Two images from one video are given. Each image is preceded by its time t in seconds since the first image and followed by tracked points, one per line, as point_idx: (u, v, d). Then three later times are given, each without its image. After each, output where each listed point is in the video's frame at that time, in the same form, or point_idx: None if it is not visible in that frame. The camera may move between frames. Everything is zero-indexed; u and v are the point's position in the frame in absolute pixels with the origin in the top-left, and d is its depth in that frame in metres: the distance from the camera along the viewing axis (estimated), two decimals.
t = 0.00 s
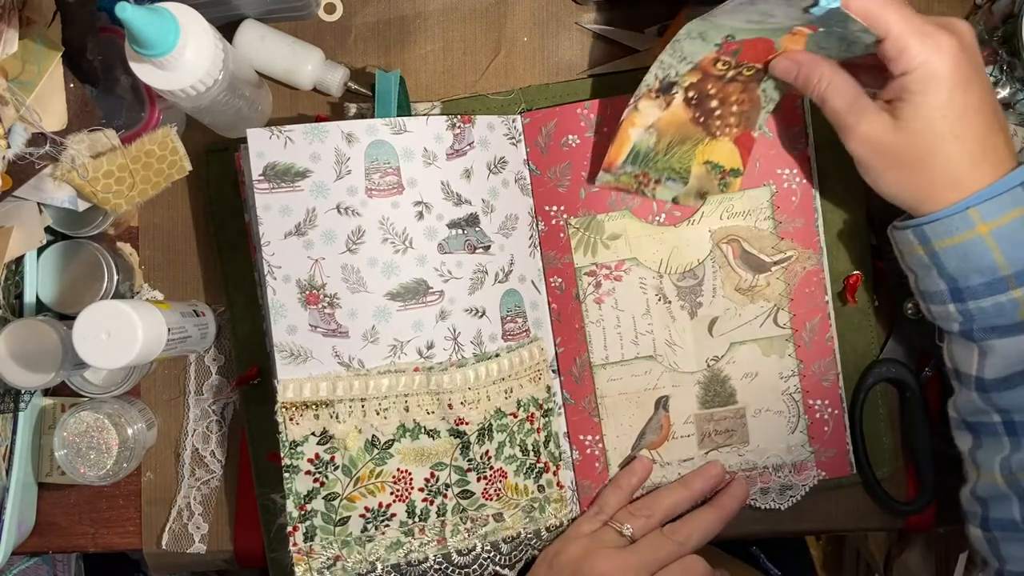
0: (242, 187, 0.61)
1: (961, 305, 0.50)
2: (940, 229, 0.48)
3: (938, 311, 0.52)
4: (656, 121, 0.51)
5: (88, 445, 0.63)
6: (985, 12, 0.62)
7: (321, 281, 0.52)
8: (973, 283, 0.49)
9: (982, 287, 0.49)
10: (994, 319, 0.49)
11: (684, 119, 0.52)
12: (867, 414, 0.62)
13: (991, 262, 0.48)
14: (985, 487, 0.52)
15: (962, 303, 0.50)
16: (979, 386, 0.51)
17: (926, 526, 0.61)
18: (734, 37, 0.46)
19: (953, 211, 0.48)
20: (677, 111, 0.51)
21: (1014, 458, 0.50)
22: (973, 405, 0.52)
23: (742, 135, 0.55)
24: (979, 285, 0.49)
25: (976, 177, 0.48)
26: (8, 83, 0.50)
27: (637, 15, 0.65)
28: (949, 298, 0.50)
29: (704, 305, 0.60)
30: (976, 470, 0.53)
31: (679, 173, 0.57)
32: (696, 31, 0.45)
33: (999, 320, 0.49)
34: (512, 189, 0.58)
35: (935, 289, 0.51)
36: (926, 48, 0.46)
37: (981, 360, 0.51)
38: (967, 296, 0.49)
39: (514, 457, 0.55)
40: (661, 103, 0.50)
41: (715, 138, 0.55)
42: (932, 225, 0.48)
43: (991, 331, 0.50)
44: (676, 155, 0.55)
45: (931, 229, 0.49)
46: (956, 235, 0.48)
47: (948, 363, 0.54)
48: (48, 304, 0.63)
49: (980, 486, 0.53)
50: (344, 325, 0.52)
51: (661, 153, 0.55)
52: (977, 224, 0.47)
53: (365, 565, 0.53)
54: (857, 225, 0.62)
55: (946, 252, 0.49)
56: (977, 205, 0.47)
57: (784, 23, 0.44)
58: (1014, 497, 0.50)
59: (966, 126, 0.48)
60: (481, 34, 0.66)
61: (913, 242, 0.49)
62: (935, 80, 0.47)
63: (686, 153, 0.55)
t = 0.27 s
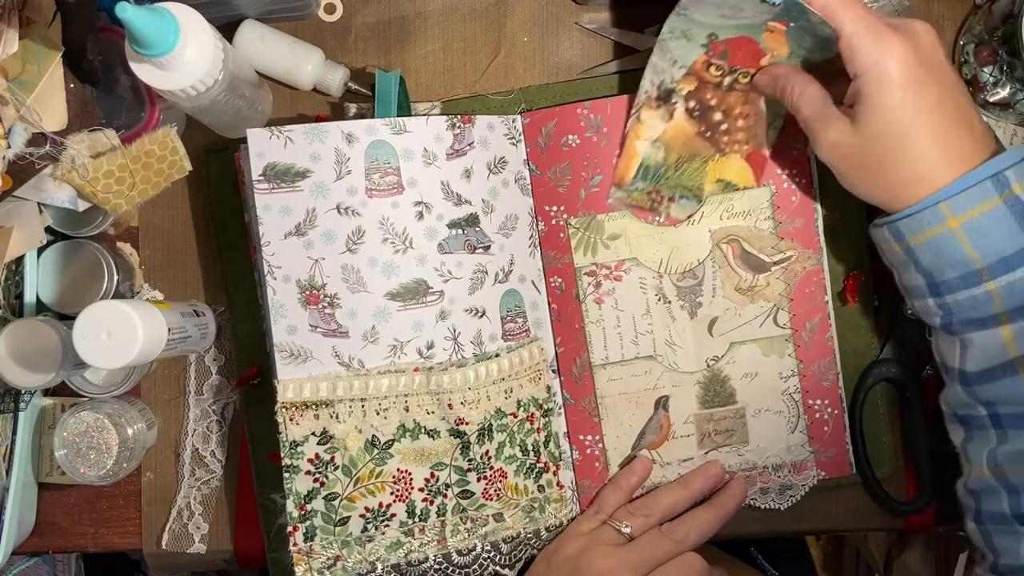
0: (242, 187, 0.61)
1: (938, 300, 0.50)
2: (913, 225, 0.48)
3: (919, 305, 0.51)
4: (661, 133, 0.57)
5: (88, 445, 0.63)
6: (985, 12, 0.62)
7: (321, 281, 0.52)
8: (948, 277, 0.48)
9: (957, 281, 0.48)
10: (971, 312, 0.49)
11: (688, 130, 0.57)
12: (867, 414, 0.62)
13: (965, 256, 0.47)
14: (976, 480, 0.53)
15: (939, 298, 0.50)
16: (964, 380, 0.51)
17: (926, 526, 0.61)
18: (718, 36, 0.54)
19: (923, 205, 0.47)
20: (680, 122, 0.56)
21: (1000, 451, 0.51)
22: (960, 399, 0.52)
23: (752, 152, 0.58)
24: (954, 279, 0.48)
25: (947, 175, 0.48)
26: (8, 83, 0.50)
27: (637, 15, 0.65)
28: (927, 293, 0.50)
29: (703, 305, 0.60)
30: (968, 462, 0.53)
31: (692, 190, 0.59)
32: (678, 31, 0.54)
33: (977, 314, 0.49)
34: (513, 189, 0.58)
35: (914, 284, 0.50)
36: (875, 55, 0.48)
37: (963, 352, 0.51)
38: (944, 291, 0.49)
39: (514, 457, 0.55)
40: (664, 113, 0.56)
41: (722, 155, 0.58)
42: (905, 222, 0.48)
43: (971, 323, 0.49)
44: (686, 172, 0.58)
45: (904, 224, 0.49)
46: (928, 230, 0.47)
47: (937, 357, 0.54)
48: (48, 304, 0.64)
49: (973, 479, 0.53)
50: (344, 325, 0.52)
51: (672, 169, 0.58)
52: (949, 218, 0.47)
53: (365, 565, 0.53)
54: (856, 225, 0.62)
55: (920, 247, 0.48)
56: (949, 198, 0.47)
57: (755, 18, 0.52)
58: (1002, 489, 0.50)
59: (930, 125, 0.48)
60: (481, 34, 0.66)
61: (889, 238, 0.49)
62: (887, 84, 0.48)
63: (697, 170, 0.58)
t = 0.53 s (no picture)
0: (243, 187, 0.61)
1: (930, 319, 0.48)
2: (900, 247, 0.45)
3: (911, 323, 0.49)
4: (666, 138, 0.57)
5: (88, 445, 0.63)
6: (985, 12, 0.62)
7: (321, 281, 0.52)
8: (939, 297, 0.46)
9: (948, 302, 0.46)
10: (964, 332, 0.47)
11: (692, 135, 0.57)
12: (867, 414, 0.62)
13: (956, 278, 0.45)
14: (974, 495, 0.52)
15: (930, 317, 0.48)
16: (959, 398, 0.50)
17: (926, 526, 0.61)
18: (710, 50, 0.50)
19: (909, 227, 0.45)
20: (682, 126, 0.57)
21: (997, 469, 0.50)
22: (956, 416, 0.51)
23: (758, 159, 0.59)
24: (944, 299, 0.46)
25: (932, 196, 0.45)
26: (8, 83, 0.50)
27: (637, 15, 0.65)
28: (918, 312, 0.48)
29: (704, 305, 0.60)
30: (966, 476, 0.53)
31: (695, 194, 0.59)
32: (673, 41, 0.52)
33: (970, 334, 0.47)
34: (513, 189, 0.58)
35: (905, 303, 0.48)
36: (849, 75, 0.44)
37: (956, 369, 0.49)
38: (935, 311, 0.47)
39: (514, 457, 0.55)
40: (666, 117, 0.57)
41: (728, 160, 0.58)
42: (893, 244, 0.46)
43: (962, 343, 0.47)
44: (691, 177, 0.59)
45: (892, 247, 0.46)
46: (916, 253, 0.45)
47: (932, 371, 0.52)
48: (48, 304, 0.64)
49: (972, 493, 0.52)
50: (344, 325, 0.52)
51: (675, 173, 0.59)
52: (937, 240, 0.44)
53: (365, 565, 0.53)
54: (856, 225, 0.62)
55: (908, 268, 0.46)
56: (938, 222, 0.44)
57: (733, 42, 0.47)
58: (1000, 506, 0.49)
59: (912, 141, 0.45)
60: (481, 34, 0.66)
61: (877, 259, 0.47)
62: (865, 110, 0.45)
63: (702, 174, 0.59)
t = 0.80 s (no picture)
0: (242, 187, 0.61)
1: (915, 312, 0.50)
2: (882, 237, 0.48)
3: (897, 317, 0.51)
4: (665, 138, 0.56)
5: (88, 445, 0.63)
6: (985, 12, 0.62)
7: (321, 281, 0.52)
8: (921, 287, 0.48)
9: (930, 292, 0.48)
10: (946, 322, 0.49)
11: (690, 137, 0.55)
12: (867, 414, 0.62)
13: (937, 267, 0.47)
14: (959, 488, 0.53)
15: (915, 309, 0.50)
16: (942, 389, 0.51)
17: (926, 526, 0.61)
18: (710, 58, 0.47)
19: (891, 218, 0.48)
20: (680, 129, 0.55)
21: (981, 459, 0.51)
22: (940, 407, 0.53)
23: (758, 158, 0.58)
24: (926, 289, 0.48)
25: (908, 189, 0.48)
26: (8, 83, 0.50)
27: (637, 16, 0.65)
28: (902, 305, 0.50)
29: (703, 305, 0.60)
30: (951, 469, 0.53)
31: (694, 194, 0.59)
32: (672, 48, 0.48)
33: (952, 324, 0.49)
34: (512, 189, 0.58)
35: (889, 296, 0.51)
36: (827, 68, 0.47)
37: (939, 360, 0.50)
38: (919, 301, 0.49)
39: (514, 457, 0.55)
40: (664, 119, 0.55)
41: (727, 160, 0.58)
42: (876, 234, 0.49)
43: (945, 334, 0.49)
44: (690, 176, 0.58)
45: (874, 236, 0.49)
46: (899, 242, 0.48)
47: (917, 363, 0.54)
48: (48, 304, 0.64)
49: (957, 486, 0.53)
50: (344, 325, 0.52)
51: (674, 174, 0.58)
52: (917, 229, 0.47)
53: (365, 565, 0.53)
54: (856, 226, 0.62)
55: (891, 258, 0.49)
56: (916, 211, 0.47)
57: (740, 49, 0.44)
58: (985, 496, 0.50)
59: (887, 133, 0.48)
60: (481, 34, 0.66)
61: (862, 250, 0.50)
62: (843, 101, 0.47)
63: (701, 174, 0.58)
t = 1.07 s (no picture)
0: (242, 187, 0.61)
1: (899, 331, 0.49)
2: (862, 260, 0.48)
3: (881, 335, 0.51)
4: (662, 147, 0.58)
5: (88, 445, 0.63)
6: (985, 11, 0.61)
7: (321, 281, 0.52)
8: (904, 307, 0.48)
9: (913, 312, 0.48)
10: (931, 341, 0.49)
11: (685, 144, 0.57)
12: (868, 414, 0.62)
13: (918, 288, 0.47)
14: (955, 501, 0.53)
15: (899, 328, 0.49)
16: (932, 406, 0.51)
17: (926, 526, 0.61)
18: (694, 85, 0.48)
19: (870, 241, 0.47)
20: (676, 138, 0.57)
21: (974, 473, 0.51)
22: (932, 423, 0.52)
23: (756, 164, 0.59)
24: (909, 310, 0.48)
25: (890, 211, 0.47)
26: (8, 83, 0.50)
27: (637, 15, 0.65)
28: (887, 324, 0.50)
29: (703, 305, 0.60)
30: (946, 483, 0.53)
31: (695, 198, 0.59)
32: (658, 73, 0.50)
33: (936, 342, 0.48)
34: (512, 189, 0.58)
35: (873, 315, 0.50)
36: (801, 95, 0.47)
37: (927, 378, 0.50)
38: (902, 321, 0.49)
39: (514, 457, 0.55)
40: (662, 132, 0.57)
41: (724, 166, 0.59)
42: (856, 258, 0.48)
43: (930, 352, 0.49)
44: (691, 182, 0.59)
45: (854, 260, 0.48)
46: (878, 265, 0.47)
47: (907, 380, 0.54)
48: (48, 304, 0.64)
49: (953, 499, 0.53)
50: (344, 325, 0.52)
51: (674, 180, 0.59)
52: (896, 252, 0.46)
53: (365, 565, 0.53)
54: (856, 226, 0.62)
55: (872, 280, 0.48)
56: (895, 234, 0.46)
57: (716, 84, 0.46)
58: (981, 510, 0.50)
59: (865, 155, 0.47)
60: (481, 34, 0.66)
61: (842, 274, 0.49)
62: (821, 125, 0.47)
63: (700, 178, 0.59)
